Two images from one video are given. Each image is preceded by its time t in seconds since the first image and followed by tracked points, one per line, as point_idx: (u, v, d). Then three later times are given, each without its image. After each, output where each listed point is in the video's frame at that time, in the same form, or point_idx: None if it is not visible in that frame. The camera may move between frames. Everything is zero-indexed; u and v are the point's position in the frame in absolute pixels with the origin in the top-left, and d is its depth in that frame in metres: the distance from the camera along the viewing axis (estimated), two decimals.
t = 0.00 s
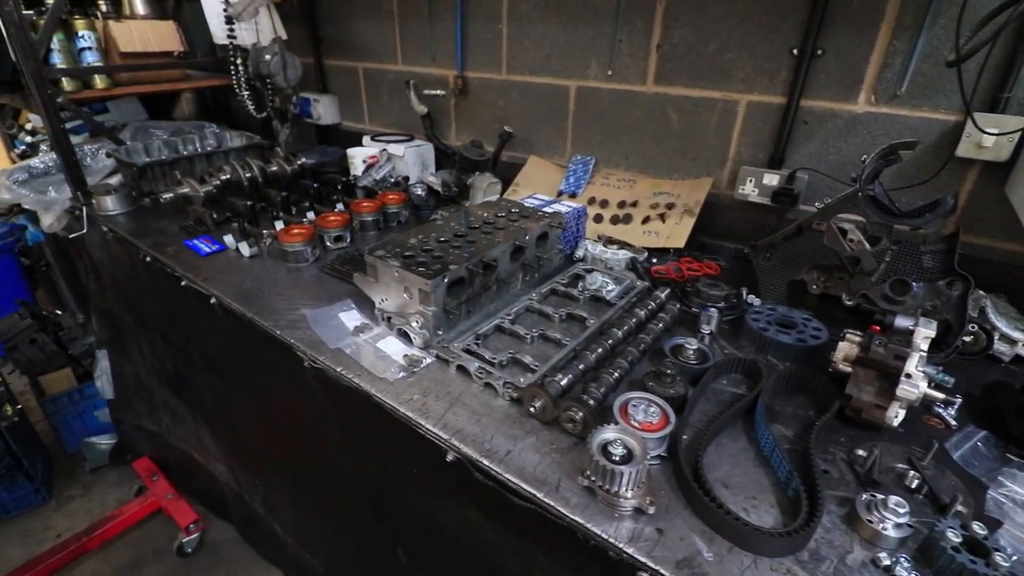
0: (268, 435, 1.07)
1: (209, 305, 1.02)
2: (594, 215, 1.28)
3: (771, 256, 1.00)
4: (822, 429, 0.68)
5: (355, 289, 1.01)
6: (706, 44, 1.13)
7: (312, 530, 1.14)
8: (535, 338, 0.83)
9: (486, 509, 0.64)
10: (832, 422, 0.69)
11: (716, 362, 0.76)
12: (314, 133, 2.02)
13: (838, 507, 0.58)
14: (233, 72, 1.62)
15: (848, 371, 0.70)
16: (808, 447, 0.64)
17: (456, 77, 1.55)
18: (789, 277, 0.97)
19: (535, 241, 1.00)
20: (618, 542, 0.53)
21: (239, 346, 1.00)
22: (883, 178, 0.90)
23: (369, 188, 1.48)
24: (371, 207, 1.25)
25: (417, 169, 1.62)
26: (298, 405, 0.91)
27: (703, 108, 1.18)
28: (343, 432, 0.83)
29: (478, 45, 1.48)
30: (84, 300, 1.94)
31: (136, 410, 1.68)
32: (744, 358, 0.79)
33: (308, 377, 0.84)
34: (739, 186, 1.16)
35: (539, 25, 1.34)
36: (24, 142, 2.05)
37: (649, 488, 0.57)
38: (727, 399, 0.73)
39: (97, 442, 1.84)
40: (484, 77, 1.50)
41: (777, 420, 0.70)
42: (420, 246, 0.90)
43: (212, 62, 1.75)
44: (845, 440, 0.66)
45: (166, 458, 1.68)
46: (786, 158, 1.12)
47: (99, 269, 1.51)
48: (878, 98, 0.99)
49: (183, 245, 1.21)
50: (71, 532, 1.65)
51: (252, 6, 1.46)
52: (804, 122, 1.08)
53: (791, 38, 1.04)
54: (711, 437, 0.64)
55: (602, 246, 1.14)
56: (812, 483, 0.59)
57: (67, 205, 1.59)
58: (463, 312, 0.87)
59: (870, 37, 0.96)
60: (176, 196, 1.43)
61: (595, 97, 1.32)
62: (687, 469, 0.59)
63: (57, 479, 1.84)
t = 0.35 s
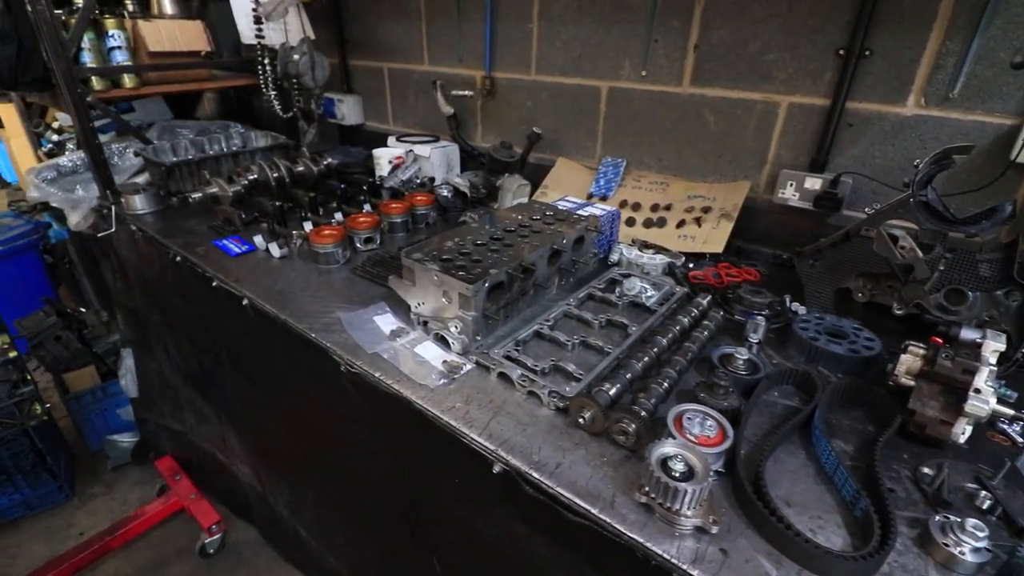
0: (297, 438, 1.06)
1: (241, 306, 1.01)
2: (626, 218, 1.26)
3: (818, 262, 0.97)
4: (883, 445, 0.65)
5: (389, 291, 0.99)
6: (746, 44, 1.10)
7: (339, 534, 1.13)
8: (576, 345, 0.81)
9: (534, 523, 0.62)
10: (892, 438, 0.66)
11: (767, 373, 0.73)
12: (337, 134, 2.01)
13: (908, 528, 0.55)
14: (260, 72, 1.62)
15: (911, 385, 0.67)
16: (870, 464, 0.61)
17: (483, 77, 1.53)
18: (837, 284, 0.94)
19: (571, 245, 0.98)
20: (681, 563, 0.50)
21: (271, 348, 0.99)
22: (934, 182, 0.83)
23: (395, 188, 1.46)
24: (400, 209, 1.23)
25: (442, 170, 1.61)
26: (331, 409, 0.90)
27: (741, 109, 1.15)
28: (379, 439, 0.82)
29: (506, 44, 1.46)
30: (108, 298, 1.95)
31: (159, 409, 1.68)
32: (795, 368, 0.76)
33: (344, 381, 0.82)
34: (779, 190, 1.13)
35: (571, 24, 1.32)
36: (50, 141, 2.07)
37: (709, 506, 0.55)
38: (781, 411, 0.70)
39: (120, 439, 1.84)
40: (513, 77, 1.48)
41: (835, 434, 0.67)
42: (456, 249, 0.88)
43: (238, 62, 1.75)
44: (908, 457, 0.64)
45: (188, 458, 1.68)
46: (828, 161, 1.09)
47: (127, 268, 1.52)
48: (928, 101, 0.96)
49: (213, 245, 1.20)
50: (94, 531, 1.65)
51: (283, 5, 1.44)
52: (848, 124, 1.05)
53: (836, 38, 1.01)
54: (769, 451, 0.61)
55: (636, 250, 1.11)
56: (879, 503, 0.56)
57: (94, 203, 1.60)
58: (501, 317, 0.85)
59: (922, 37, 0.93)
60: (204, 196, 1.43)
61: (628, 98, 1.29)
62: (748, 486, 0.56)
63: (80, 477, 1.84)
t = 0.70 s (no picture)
0: (330, 447, 1.03)
1: (277, 312, 0.99)
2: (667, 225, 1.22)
3: (881, 273, 0.93)
4: (974, 473, 0.60)
5: (429, 298, 0.96)
6: (797, 46, 1.06)
7: (370, 548, 1.09)
8: (630, 357, 0.77)
9: (598, 550, 0.58)
10: (983, 465, 0.62)
11: (840, 391, 0.69)
12: (363, 137, 2.00)
13: (1016, 567, 0.50)
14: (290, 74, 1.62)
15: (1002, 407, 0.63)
16: (964, 494, 0.57)
17: (517, 80, 1.50)
18: (902, 296, 0.90)
19: (618, 252, 0.94)
20: None
21: (307, 355, 0.96)
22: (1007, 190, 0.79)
23: (426, 192, 1.44)
24: (433, 213, 1.20)
25: (472, 174, 1.58)
26: (370, 419, 0.86)
27: (791, 113, 1.11)
28: (423, 453, 0.78)
29: (542, 46, 1.43)
30: (133, 300, 1.94)
31: (184, 413, 1.66)
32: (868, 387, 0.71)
33: (387, 392, 0.79)
34: (831, 197, 1.08)
35: (611, 26, 1.29)
36: (79, 142, 2.07)
37: (797, 539, 0.50)
38: (857, 433, 0.66)
39: (142, 443, 1.83)
40: (547, 80, 1.45)
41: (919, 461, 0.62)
42: (502, 255, 0.85)
43: (267, 65, 1.74)
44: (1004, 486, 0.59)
45: (211, 463, 1.66)
46: (884, 168, 1.04)
47: (155, 271, 1.50)
48: (996, 105, 0.91)
49: (246, 249, 1.18)
50: (117, 536, 1.63)
51: (317, 7, 1.47)
52: (908, 129, 1.00)
53: (897, 39, 0.96)
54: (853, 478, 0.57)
55: (682, 257, 1.07)
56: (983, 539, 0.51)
57: (123, 204, 1.59)
58: (549, 327, 0.81)
59: (992, 38, 0.88)
60: (234, 198, 1.41)
61: (669, 101, 1.26)
62: (836, 518, 0.52)
63: (103, 480, 1.83)
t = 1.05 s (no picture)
0: (360, 471, 0.98)
1: (309, 329, 0.95)
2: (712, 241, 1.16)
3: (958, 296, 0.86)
4: None
5: (468, 317, 0.91)
6: (856, 56, 1.01)
7: None
8: (692, 386, 0.71)
9: None
10: None
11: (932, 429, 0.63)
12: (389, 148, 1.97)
13: None
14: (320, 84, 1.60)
15: None
16: None
17: (551, 90, 1.46)
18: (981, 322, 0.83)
19: (671, 270, 0.88)
20: None
21: (340, 376, 0.91)
22: None
23: (456, 205, 1.40)
24: (467, 227, 1.16)
25: (502, 186, 1.54)
26: (407, 446, 0.81)
27: (847, 125, 1.05)
28: (467, 486, 0.73)
29: (578, 56, 1.39)
30: (155, 310, 1.92)
31: (204, 428, 1.62)
32: (959, 425, 0.65)
33: (429, 418, 0.74)
34: (892, 214, 1.02)
35: (653, 35, 1.24)
36: (105, 151, 2.07)
37: None
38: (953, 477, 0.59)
39: (159, 456, 1.79)
40: (583, 91, 1.41)
41: None
42: (551, 273, 0.80)
43: (295, 75, 1.72)
44: None
45: (230, 480, 1.61)
46: (951, 183, 0.98)
47: (180, 282, 1.47)
48: None
49: (275, 262, 1.15)
50: (133, 554, 1.59)
51: (351, 15, 1.53)
52: (978, 143, 0.94)
53: (968, 48, 0.91)
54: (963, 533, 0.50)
55: (733, 275, 1.01)
56: None
57: (148, 213, 1.58)
58: (602, 350, 0.75)
59: None
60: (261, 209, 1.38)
61: (713, 112, 1.21)
62: None
63: (120, 494, 1.80)
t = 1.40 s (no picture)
0: (384, 505, 0.91)
1: (333, 352, 0.89)
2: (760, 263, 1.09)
3: None
4: None
5: (503, 342, 0.85)
6: (918, 68, 0.94)
7: None
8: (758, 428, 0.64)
9: None
10: None
11: None
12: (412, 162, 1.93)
13: None
14: (345, 98, 1.58)
15: None
16: None
17: (583, 104, 1.41)
18: None
19: (723, 295, 0.82)
20: None
21: (365, 404, 0.85)
22: None
23: (483, 221, 1.34)
24: (497, 244, 1.10)
25: (530, 203, 1.48)
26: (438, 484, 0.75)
27: (908, 141, 0.98)
28: (505, 533, 0.66)
29: (612, 69, 1.34)
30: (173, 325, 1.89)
31: (219, 448, 1.57)
32: None
33: (464, 456, 0.67)
34: (960, 236, 0.94)
35: (693, 46, 1.19)
36: (129, 164, 2.07)
37: None
38: None
39: (173, 475, 1.75)
40: (617, 104, 1.36)
41: None
42: (596, 297, 0.73)
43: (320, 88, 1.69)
44: None
45: (244, 503, 1.55)
46: None
47: (199, 298, 1.44)
48: None
49: (298, 279, 1.10)
50: None
51: (379, 29, 1.51)
52: None
53: None
54: None
55: (786, 300, 0.94)
56: None
57: (170, 226, 1.56)
58: (655, 384, 0.68)
59: None
60: (284, 224, 1.35)
61: (758, 126, 1.14)
62: None
63: (132, 513, 1.75)
